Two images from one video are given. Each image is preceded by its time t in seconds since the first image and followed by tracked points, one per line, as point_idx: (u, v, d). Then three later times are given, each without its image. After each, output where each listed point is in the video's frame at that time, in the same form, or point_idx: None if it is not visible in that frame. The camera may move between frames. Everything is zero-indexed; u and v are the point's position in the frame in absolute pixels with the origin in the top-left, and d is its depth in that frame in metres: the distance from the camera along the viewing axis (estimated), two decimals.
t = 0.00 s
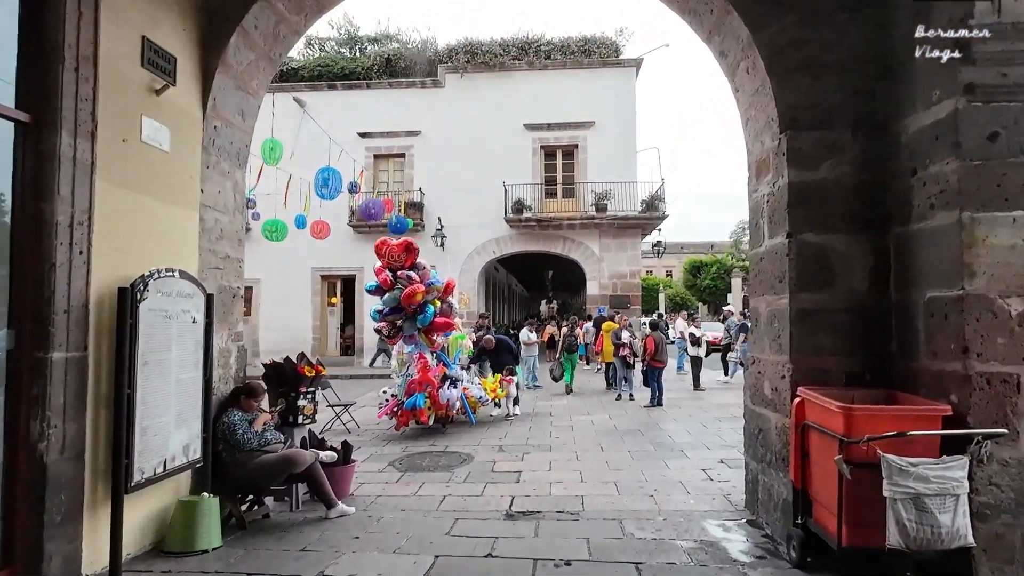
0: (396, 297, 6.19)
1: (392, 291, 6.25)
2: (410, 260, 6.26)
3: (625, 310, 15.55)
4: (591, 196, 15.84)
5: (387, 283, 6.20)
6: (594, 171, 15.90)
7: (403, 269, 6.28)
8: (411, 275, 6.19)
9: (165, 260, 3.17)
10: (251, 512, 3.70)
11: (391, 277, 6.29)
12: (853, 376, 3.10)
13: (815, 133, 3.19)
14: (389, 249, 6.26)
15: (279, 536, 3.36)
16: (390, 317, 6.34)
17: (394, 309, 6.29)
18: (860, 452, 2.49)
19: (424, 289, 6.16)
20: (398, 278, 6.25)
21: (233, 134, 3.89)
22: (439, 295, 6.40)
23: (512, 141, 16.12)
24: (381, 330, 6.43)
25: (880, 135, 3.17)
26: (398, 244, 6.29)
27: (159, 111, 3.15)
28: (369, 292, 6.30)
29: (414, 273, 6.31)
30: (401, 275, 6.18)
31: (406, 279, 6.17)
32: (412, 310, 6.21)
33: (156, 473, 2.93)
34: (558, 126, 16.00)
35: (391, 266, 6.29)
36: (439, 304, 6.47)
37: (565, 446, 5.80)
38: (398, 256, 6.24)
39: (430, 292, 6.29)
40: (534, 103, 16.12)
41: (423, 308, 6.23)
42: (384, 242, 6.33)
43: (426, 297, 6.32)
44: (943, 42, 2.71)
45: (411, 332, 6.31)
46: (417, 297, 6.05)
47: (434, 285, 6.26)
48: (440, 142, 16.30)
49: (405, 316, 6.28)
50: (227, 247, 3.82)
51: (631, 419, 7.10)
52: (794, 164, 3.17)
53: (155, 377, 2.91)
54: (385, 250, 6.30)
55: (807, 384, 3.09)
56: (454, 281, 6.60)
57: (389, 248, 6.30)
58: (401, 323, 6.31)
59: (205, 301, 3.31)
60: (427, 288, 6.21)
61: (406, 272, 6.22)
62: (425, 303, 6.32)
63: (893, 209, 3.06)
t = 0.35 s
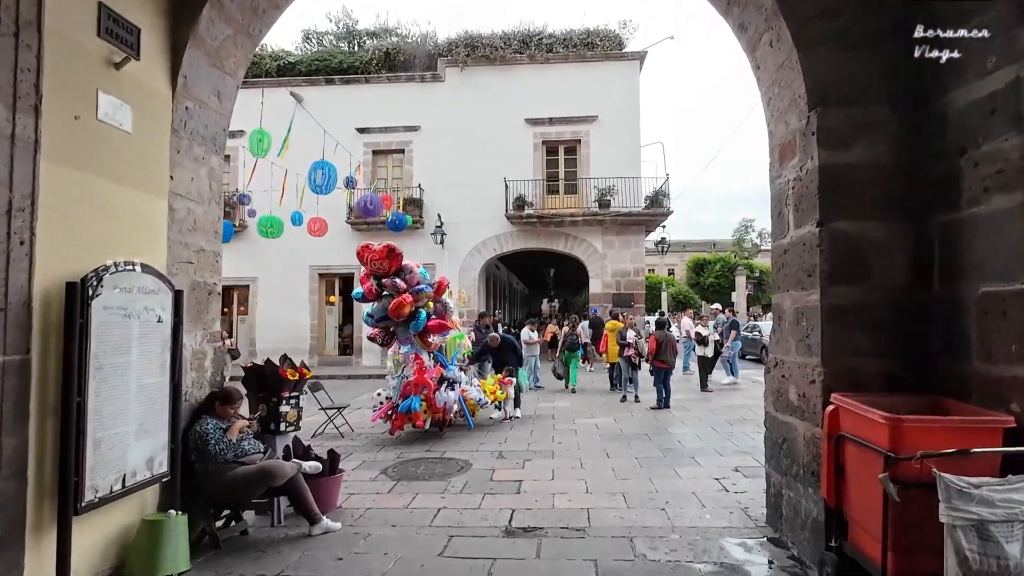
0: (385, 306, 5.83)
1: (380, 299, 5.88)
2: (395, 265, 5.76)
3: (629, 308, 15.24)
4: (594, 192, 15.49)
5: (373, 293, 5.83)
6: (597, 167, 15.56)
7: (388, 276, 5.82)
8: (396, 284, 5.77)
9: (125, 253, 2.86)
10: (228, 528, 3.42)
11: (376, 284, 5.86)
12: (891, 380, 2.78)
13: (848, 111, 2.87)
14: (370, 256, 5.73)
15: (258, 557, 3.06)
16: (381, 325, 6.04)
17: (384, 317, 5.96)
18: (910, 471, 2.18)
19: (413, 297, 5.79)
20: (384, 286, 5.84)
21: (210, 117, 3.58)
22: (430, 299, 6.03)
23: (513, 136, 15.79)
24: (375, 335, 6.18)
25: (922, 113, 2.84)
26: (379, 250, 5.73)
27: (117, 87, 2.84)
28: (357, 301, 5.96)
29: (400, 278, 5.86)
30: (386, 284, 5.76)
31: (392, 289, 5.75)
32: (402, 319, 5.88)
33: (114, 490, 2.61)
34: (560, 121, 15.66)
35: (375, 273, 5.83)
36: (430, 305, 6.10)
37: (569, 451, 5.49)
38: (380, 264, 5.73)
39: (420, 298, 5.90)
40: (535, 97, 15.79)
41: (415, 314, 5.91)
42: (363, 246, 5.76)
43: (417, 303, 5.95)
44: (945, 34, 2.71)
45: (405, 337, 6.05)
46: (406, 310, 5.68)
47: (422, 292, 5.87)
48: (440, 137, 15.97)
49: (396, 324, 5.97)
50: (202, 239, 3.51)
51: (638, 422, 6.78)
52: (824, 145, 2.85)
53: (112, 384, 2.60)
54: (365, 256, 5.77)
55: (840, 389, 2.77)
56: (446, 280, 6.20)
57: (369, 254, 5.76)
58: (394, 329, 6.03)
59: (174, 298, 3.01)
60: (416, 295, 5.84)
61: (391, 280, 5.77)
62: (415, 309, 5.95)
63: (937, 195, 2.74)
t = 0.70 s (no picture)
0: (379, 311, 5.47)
1: (374, 302, 5.52)
2: (388, 266, 5.38)
3: (638, 306, 14.89)
4: (603, 188, 15.16)
5: (367, 297, 5.48)
6: (606, 163, 15.22)
7: (382, 277, 5.45)
8: (390, 287, 5.39)
9: (86, 241, 2.56)
10: (212, 542, 3.12)
11: (370, 287, 5.49)
12: (951, 381, 2.45)
13: (901, 77, 2.54)
14: (362, 258, 5.36)
15: None
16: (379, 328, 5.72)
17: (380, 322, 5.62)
18: (991, 489, 1.86)
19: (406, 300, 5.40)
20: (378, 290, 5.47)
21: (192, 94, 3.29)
22: (426, 299, 5.65)
23: (520, 131, 15.48)
24: (374, 338, 5.88)
25: (985, 77, 2.51)
26: (371, 251, 5.35)
27: (81, 54, 2.55)
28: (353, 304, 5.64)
29: (395, 279, 5.48)
30: (380, 287, 5.39)
31: (386, 291, 5.38)
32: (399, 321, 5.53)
33: (74, 503, 2.32)
34: (568, 115, 15.34)
35: (369, 275, 5.46)
36: (430, 304, 5.75)
37: (580, 456, 5.17)
38: (372, 265, 5.35)
39: (416, 299, 5.53)
40: (543, 92, 15.48)
41: (412, 315, 5.57)
42: (356, 247, 5.40)
43: (413, 304, 5.58)
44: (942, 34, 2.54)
45: (406, 338, 5.75)
46: (400, 313, 5.31)
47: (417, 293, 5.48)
48: (445, 133, 15.68)
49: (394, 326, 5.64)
50: (182, 227, 3.22)
51: (652, 425, 6.46)
52: (874, 115, 2.52)
53: (72, 384, 2.30)
54: (358, 258, 5.40)
55: (893, 392, 2.44)
56: (444, 276, 5.82)
57: (361, 255, 5.39)
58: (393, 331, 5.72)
59: (147, 288, 2.72)
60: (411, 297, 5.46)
61: (385, 281, 5.40)
62: (413, 310, 5.59)
63: (1004, 170, 2.41)
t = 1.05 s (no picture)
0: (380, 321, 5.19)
1: (376, 312, 5.25)
2: (390, 274, 5.10)
3: (653, 312, 14.52)
4: (616, 192, 14.82)
5: (368, 307, 5.21)
6: (620, 165, 14.89)
7: (384, 286, 5.17)
8: (391, 296, 5.09)
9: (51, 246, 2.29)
10: None
11: (372, 296, 5.22)
12: None
13: (975, 55, 2.21)
14: (362, 266, 5.09)
15: None
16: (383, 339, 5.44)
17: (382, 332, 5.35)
18: None
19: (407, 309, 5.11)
20: (378, 299, 5.19)
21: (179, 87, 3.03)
22: (431, 308, 5.35)
23: (532, 135, 15.20)
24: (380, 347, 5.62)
25: None
26: (371, 258, 5.07)
27: (47, 39, 2.30)
28: (356, 312, 5.38)
29: (398, 288, 5.19)
30: (381, 296, 5.11)
31: (387, 301, 5.10)
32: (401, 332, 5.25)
33: (29, 544, 2.03)
34: (581, 118, 15.04)
35: (371, 284, 5.18)
36: (435, 313, 5.42)
37: (599, 475, 4.83)
38: (373, 274, 5.07)
39: (419, 308, 5.23)
40: (555, 94, 15.21)
41: (415, 325, 5.27)
42: (356, 254, 5.13)
43: (417, 313, 5.28)
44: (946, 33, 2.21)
45: (410, 349, 5.46)
46: (400, 324, 5.01)
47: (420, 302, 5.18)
48: (455, 137, 15.46)
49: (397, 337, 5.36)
50: (166, 231, 2.94)
51: (673, 440, 6.10)
52: (943, 98, 2.18)
53: (27, 410, 2.02)
54: (359, 266, 5.14)
55: (973, 420, 2.10)
56: (450, 282, 5.50)
57: (362, 263, 5.12)
58: (396, 342, 5.43)
59: (118, 298, 2.43)
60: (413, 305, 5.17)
61: (386, 290, 5.11)
62: (416, 320, 5.30)
63: None
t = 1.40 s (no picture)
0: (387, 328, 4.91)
1: (383, 319, 4.98)
2: (398, 278, 4.83)
3: (674, 323, 14.10)
4: (635, 199, 14.48)
5: (375, 312, 4.94)
6: (639, 173, 14.56)
7: (392, 290, 4.90)
8: (399, 301, 4.82)
9: (10, 247, 2.07)
10: None
11: (379, 302, 4.95)
12: None
13: None
14: (369, 269, 4.83)
15: None
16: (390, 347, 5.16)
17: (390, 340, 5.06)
18: None
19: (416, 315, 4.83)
20: (386, 305, 4.92)
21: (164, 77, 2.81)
22: (440, 313, 5.07)
23: (548, 142, 14.97)
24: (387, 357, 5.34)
25: None
26: (378, 261, 4.81)
27: (8, 19, 2.10)
28: (362, 319, 5.10)
29: (406, 293, 4.92)
30: (388, 301, 4.84)
31: (394, 306, 4.83)
32: (409, 339, 4.97)
33: None
34: (598, 125, 14.76)
35: (378, 288, 4.92)
36: (445, 320, 5.16)
37: (619, 497, 4.49)
38: (380, 277, 4.81)
39: (428, 314, 4.95)
40: (572, 101, 14.97)
41: (423, 331, 4.98)
42: (363, 257, 4.87)
43: (426, 319, 5.00)
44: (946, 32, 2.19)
45: (418, 358, 5.18)
46: (408, 329, 4.73)
47: (429, 306, 4.90)
48: (471, 146, 15.29)
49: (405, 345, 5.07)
50: (147, 232, 2.71)
51: (698, 457, 5.73)
52: None
53: None
54: (365, 269, 4.87)
55: None
56: (459, 287, 5.24)
57: (369, 266, 4.86)
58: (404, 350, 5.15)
59: (86, 304, 2.21)
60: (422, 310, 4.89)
61: (394, 295, 4.85)
62: (425, 326, 5.02)
63: None
